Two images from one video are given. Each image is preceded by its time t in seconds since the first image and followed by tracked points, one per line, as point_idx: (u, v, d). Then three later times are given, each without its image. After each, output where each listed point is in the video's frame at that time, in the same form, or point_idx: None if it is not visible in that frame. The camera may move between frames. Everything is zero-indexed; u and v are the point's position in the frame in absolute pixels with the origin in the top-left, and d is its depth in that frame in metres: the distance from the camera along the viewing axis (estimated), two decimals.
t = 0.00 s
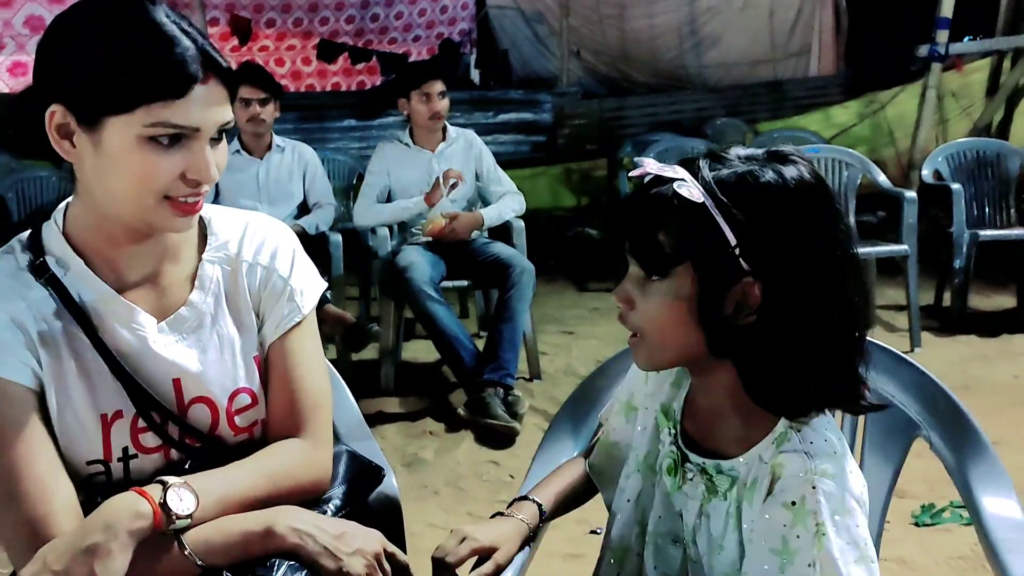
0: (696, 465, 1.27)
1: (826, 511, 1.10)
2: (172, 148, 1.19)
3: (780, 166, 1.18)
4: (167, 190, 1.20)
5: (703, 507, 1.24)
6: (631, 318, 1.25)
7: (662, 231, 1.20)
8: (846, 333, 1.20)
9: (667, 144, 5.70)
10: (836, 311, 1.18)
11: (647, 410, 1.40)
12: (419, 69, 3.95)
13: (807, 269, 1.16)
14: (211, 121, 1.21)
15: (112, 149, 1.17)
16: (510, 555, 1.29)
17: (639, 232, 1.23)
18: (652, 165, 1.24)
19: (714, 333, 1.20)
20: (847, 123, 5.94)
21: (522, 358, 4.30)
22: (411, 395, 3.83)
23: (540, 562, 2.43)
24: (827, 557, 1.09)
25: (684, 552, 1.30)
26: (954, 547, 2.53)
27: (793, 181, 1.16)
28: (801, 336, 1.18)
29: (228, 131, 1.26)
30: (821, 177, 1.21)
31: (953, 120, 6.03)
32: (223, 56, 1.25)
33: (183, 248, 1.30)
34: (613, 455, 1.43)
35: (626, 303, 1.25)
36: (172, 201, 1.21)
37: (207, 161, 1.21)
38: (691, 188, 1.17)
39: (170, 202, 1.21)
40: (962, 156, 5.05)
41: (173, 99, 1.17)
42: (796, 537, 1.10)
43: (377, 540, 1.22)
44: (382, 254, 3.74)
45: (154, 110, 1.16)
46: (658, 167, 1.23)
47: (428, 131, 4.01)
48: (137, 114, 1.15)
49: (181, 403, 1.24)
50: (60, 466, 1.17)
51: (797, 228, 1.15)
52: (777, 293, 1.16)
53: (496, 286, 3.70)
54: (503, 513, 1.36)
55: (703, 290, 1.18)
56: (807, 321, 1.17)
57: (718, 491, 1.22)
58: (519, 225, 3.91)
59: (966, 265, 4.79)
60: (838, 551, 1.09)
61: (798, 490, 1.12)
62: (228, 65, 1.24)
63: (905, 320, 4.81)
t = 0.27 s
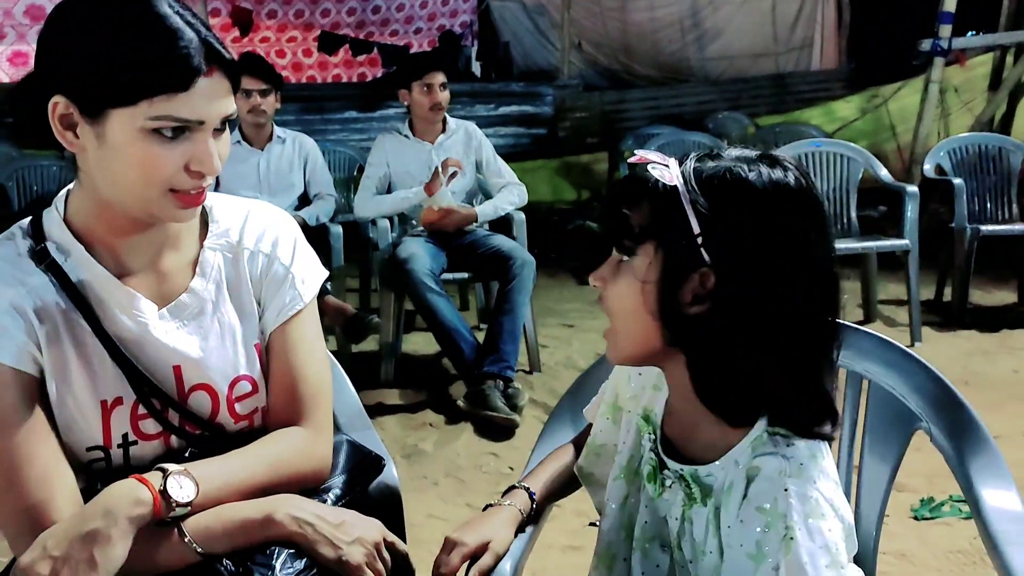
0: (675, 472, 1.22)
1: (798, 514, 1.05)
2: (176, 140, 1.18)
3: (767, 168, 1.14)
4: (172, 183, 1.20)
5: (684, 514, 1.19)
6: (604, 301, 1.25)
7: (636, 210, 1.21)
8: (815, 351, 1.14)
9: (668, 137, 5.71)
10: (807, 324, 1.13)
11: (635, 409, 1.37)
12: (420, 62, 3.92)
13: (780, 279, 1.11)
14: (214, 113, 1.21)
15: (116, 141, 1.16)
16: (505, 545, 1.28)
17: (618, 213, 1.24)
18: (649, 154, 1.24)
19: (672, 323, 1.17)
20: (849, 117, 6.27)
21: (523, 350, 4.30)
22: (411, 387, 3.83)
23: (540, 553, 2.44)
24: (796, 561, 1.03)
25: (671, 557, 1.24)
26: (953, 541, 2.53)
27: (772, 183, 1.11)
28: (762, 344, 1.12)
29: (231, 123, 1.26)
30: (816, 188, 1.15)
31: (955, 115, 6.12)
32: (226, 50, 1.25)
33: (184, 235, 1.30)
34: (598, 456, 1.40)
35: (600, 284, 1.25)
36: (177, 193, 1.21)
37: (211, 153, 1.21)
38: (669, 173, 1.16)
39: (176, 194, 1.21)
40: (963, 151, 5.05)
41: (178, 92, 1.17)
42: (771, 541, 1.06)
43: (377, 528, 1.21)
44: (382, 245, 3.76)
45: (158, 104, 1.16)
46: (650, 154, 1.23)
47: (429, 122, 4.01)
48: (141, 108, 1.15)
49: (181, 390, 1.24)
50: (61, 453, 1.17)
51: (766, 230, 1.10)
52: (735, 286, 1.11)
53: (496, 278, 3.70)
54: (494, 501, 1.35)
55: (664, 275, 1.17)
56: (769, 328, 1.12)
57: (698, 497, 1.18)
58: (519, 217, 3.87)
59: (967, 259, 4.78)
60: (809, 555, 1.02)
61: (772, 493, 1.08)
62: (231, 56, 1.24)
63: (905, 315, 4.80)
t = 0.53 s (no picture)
0: (655, 473, 1.20)
1: (768, 522, 1.01)
2: (183, 130, 1.17)
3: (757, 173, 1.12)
4: (178, 173, 1.19)
5: (665, 514, 1.17)
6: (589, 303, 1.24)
7: (622, 213, 1.19)
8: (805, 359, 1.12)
9: (670, 131, 5.71)
10: (797, 333, 1.11)
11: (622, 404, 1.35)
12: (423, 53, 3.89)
13: (770, 284, 1.09)
14: (222, 105, 1.20)
15: (123, 130, 1.16)
16: (506, 538, 1.23)
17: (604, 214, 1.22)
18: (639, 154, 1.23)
19: (656, 328, 1.16)
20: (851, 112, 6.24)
21: (524, 343, 4.30)
22: (412, 378, 3.82)
23: (541, 545, 2.44)
24: (767, 569, 0.99)
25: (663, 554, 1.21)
26: (954, 536, 2.53)
27: (760, 190, 1.10)
28: (750, 353, 1.11)
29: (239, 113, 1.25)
30: (808, 195, 1.13)
31: (958, 111, 6.09)
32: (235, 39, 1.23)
33: (187, 224, 1.29)
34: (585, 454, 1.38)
35: (587, 287, 1.24)
36: (184, 183, 1.20)
37: (217, 144, 1.20)
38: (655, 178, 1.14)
39: (183, 184, 1.20)
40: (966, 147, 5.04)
41: (186, 84, 1.16)
42: (742, 548, 1.02)
43: (380, 519, 1.21)
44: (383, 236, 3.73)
45: (166, 93, 1.15)
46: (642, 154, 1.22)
47: (431, 114, 4.00)
48: (148, 98, 1.14)
49: (184, 378, 1.23)
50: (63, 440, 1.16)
51: (754, 239, 1.09)
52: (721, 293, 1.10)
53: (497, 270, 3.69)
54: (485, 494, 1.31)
55: (649, 280, 1.16)
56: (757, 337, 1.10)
57: (677, 500, 1.15)
58: (521, 209, 3.85)
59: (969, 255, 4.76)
60: (781, 564, 0.98)
61: (743, 500, 1.05)
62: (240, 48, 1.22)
63: (907, 310, 4.80)
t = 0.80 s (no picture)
0: (638, 497, 1.11)
1: (755, 552, 0.97)
2: (195, 116, 1.16)
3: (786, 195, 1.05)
4: (189, 159, 1.17)
5: (654, 537, 1.08)
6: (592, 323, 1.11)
7: (650, 232, 1.06)
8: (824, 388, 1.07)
9: (675, 125, 5.68)
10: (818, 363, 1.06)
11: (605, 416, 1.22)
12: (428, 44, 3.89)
13: (794, 308, 1.02)
14: (235, 91, 1.18)
15: (132, 113, 1.14)
16: (518, 532, 1.21)
17: (622, 227, 1.09)
18: (655, 165, 1.12)
19: (678, 357, 1.05)
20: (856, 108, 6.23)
21: (528, 336, 4.28)
22: (417, 370, 3.81)
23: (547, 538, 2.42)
24: None
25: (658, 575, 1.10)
26: (961, 533, 2.51)
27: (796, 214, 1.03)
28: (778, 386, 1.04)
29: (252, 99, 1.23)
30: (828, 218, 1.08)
31: (963, 107, 5.98)
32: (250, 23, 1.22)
33: (199, 210, 1.28)
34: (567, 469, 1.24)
35: (590, 305, 1.11)
36: (194, 169, 1.19)
37: (228, 131, 1.19)
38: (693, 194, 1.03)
39: (194, 170, 1.19)
40: (973, 143, 5.01)
41: (199, 69, 1.14)
42: None
43: (392, 510, 1.20)
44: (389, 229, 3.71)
45: (179, 78, 1.13)
46: (660, 167, 1.11)
47: (439, 107, 3.99)
48: (161, 82, 1.12)
49: (195, 366, 1.22)
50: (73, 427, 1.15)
51: (793, 267, 1.01)
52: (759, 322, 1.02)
53: (503, 263, 3.67)
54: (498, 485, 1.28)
55: (678, 307, 1.04)
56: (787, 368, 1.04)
57: (662, 522, 1.07)
58: (526, 201, 3.80)
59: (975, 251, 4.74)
60: None
61: (726, 529, 0.99)
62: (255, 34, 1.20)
63: (912, 306, 4.78)
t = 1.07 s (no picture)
0: (633, 546, 1.03)
1: None
2: (199, 100, 1.13)
3: (764, 253, 0.93)
4: (190, 143, 1.15)
5: None
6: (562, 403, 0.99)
7: (616, 319, 0.93)
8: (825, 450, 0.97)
9: (680, 121, 5.65)
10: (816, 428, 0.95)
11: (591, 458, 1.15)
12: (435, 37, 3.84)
13: (783, 380, 0.92)
14: (241, 76, 1.15)
15: (136, 94, 1.12)
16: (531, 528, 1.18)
17: (586, 303, 0.96)
18: (614, 228, 0.96)
19: (658, 442, 0.95)
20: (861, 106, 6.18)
21: (533, 330, 4.27)
22: (422, 364, 3.80)
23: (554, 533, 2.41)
24: None
25: None
26: (971, 530, 2.50)
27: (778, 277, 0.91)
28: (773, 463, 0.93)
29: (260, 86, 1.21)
30: (807, 258, 0.97)
31: (970, 105, 6.01)
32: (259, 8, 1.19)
33: (209, 197, 1.26)
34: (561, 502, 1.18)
35: (557, 382, 0.99)
36: (197, 153, 1.17)
37: (232, 117, 1.16)
38: (662, 282, 0.89)
39: (196, 154, 1.16)
40: (980, 140, 4.98)
41: (204, 50, 1.12)
42: None
43: (406, 502, 1.18)
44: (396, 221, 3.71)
45: (183, 60, 1.11)
46: (618, 231, 0.95)
47: (446, 100, 3.96)
48: (164, 63, 1.10)
49: (205, 355, 1.19)
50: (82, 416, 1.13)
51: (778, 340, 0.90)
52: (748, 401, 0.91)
53: (509, 257, 3.64)
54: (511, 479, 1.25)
55: (655, 398, 0.92)
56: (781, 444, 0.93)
57: None
58: (533, 195, 3.79)
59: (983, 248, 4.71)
60: None
61: None
62: (266, 19, 1.18)
63: (919, 304, 4.76)
